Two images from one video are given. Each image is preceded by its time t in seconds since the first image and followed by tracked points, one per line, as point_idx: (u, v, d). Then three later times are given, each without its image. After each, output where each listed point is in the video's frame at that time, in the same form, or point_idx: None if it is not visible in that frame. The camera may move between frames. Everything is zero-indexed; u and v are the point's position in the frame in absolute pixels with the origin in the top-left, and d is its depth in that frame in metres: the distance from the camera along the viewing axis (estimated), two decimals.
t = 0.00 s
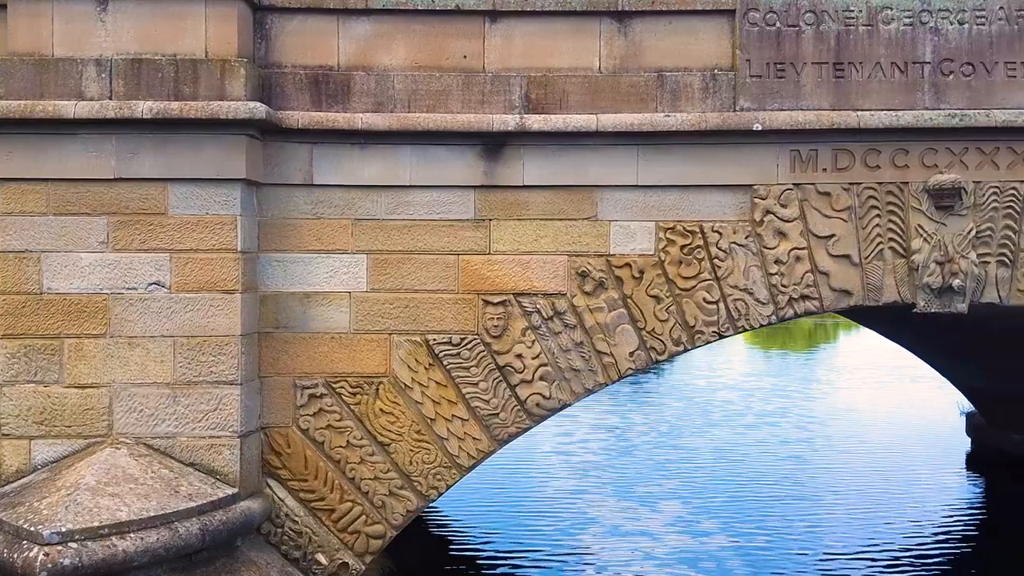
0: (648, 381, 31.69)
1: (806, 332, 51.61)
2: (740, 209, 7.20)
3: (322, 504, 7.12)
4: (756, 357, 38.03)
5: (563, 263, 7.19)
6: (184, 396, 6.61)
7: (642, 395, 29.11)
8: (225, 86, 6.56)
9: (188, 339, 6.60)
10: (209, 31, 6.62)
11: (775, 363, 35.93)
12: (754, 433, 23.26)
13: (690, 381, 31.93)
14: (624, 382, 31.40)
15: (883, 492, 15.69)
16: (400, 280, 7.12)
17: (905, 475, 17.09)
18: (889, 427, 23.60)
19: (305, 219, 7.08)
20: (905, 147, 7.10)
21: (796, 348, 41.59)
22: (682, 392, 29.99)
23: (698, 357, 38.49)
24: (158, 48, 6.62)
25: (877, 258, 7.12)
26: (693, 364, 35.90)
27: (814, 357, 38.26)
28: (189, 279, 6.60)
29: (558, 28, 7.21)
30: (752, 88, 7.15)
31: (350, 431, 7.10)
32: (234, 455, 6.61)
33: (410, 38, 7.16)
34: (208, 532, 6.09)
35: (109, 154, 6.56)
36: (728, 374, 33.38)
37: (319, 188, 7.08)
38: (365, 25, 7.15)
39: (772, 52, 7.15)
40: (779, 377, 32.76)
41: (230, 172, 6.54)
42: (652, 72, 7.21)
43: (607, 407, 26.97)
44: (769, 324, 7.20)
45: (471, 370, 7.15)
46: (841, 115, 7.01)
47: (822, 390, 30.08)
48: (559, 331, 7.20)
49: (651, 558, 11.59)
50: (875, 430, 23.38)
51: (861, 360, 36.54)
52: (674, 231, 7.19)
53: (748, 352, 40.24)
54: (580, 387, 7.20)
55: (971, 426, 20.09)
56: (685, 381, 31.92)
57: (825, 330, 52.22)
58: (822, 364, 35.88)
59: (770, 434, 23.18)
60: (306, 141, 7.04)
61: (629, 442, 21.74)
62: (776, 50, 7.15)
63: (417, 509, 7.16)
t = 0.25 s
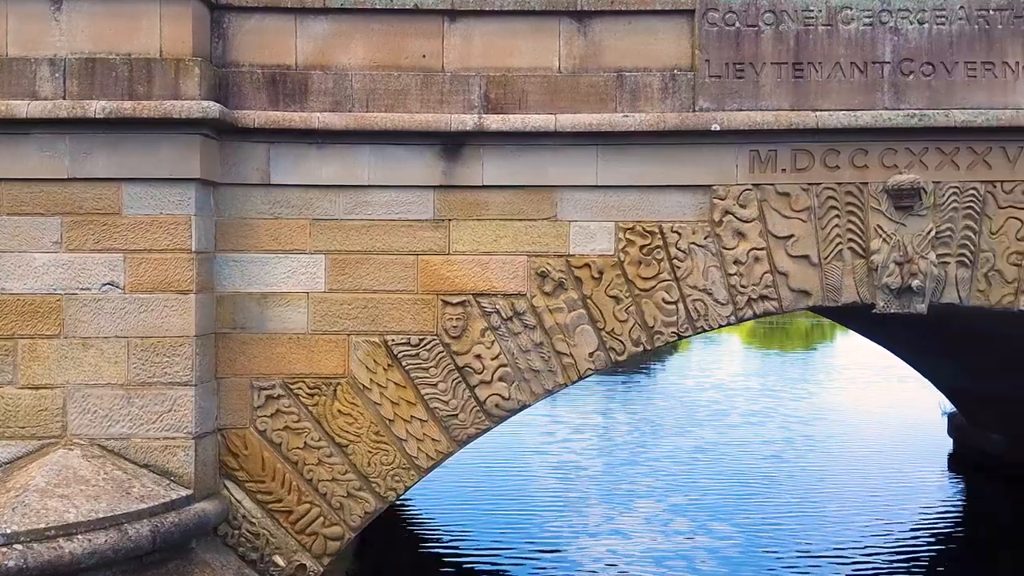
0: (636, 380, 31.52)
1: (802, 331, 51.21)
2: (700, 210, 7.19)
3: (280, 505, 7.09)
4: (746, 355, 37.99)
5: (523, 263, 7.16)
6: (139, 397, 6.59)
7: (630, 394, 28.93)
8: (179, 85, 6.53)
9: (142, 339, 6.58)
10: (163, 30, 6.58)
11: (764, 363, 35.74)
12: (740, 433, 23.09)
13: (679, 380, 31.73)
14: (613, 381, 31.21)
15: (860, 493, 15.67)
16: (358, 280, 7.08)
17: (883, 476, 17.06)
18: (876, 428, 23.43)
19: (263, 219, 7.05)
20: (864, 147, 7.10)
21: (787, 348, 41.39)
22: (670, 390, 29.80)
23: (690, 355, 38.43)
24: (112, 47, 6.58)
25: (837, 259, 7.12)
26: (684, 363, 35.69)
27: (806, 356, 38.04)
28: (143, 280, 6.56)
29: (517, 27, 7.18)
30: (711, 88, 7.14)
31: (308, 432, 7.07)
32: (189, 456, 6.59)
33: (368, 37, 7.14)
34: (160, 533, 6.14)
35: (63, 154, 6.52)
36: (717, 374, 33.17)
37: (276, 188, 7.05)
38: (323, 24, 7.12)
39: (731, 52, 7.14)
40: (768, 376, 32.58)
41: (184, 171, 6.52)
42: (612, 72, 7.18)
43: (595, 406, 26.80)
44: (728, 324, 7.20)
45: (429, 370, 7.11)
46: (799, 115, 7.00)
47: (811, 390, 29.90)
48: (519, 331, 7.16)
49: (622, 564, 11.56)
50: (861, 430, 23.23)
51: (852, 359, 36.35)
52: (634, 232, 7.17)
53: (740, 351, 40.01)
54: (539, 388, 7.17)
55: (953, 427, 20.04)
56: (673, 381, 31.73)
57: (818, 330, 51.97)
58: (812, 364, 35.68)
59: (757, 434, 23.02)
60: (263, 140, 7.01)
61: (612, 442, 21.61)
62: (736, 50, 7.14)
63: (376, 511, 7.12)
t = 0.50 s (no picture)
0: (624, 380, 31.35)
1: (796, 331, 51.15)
2: (659, 210, 7.18)
3: (237, 507, 7.06)
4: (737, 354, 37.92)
5: (482, 263, 7.12)
6: (93, 398, 6.57)
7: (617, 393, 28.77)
8: (132, 84, 6.51)
9: (96, 340, 6.56)
10: (117, 30, 6.55)
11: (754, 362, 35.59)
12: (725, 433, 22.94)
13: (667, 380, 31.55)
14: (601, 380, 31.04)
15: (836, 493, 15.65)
16: (315, 280, 7.05)
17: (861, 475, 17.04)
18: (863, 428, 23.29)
19: (219, 219, 7.01)
20: (823, 147, 7.10)
21: (777, 348, 41.20)
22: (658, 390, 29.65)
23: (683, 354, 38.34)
24: (65, 46, 6.56)
25: (795, 259, 7.13)
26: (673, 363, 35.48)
27: (798, 356, 37.83)
28: (96, 280, 6.55)
29: (475, 26, 7.15)
30: (670, 89, 7.13)
31: (264, 433, 7.04)
32: (143, 457, 6.57)
33: (326, 36, 7.10)
34: (111, 536, 6.13)
35: (15, 153, 6.50)
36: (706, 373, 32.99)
37: (233, 187, 7.01)
38: (280, 23, 7.10)
39: (690, 52, 7.13)
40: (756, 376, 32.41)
41: (138, 171, 6.49)
42: (571, 72, 7.16)
43: (581, 405, 26.65)
44: (688, 324, 7.18)
45: (388, 371, 7.06)
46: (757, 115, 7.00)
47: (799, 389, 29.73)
48: (478, 332, 7.12)
49: (594, 567, 11.54)
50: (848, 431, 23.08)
51: (842, 359, 36.16)
52: (593, 231, 7.15)
53: (731, 351, 39.81)
54: (498, 388, 7.13)
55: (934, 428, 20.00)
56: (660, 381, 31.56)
57: (814, 329, 51.68)
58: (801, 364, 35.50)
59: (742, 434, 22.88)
60: (220, 139, 6.97)
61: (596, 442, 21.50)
62: (695, 50, 7.13)
63: (333, 512, 7.08)
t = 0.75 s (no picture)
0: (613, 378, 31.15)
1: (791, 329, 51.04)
2: (619, 210, 7.16)
3: (193, 508, 7.03)
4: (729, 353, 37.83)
5: (441, 263, 7.08)
6: (46, 399, 6.59)
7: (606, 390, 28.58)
8: (85, 83, 6.51)
9: (49, 340, 6.57)
10: (70, 28, 6.56)
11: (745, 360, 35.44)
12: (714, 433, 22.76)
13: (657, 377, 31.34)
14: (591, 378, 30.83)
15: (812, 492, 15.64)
16: (272, 280, 7.02)
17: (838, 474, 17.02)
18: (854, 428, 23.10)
19: (175, 218, 6.99)
20: (782, 147, 7.10)
21: (770, 348, 40.96)
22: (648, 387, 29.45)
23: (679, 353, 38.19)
24: (19, 45, 6.58)
25: (754, 259, 7.14)
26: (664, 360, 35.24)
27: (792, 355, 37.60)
28: (50, 280, 6.57)
29: (434, 25, 7.12)
30: (629, 89, 7.11)
31: (220, 434, 7.01)
32: (95, 459, 6.59)
33: (283, 35, 7.07)
34: (61, 536, 6.20)
35: None
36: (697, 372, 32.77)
37: (189, 187, 6.98)
38: (237, 22, 7.07)
39: (649, 52, 7.11)
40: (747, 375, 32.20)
41: (91, 170, 6.49)
42: (530, 71, 7.13)
43: (569, 403, 26.45)
44: (646, 324, 7.17)
45: (345, 372, 7.03)
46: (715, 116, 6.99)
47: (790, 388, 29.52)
48: (437, 332, 7.07)
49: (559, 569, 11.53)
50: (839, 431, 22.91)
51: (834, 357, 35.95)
52: (552, 232, 7.11)
53: (727, 351, 39.44)
54: (457, 389, 7.09)
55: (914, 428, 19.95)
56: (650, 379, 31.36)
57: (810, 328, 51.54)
58: (792, 363, 35.29)
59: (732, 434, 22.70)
60: (175, 138, 6.94)
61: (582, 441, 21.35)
62: (653, 49, 7.11)
63: (290, 514, 7.05)
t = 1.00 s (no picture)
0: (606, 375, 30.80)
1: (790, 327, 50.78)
2: (578, 210, 7.14)
3: (150, 509, 7.00)
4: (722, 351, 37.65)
5: (399, 263, 7.03)
6: None
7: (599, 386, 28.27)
8: (39, 83, 6.52)
9: (3, 341, 6.61)
10: (24, 27, 6.57)
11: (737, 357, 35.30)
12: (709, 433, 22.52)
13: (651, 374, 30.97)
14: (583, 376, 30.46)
15: (789, 491, 15.61)
16: (229, 280, 6.99)
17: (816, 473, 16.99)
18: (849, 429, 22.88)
19: (131, 218, 6.97)
20: (740, 147, 7.11)
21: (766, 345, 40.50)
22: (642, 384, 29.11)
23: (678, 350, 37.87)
24: None
25: (712, 258, 7.13)
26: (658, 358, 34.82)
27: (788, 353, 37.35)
28: (4, 280, 6.60)
29: (392, 24, 7.08)
30: (587, 89, 7.09)
31: (177, 435, 6.99)
32: (49, 459, 6.62)
33: (239, 34, 7.05)
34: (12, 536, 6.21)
35: None
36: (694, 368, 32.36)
37: (145, 187, 6.97)
38: (194, 20, 7.05)
39: (607, 51, 7.09)
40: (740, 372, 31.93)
41: (45, 170, 6.51)
42: (488, 71, 7.09)
43: (562, 401, 26.18)
44: (606, 324, 7.14)
45: (302, 372, 7.00)
46: (673, 116, 6.98)
47: (785, 385, 29.20)
48: (395, 332, 7.03)
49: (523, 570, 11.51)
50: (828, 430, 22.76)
51: (828, 352, 35.64)
52: (511, 231, 7.08)
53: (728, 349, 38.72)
54: (415, 390, 7.05)
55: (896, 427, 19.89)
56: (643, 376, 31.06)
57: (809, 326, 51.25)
58: (786, 359, 34.99)
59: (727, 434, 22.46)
60: (132, 138, 6.92)
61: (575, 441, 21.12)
62: (612, 49, 7.09)
63: (247, 515, 7.03)
